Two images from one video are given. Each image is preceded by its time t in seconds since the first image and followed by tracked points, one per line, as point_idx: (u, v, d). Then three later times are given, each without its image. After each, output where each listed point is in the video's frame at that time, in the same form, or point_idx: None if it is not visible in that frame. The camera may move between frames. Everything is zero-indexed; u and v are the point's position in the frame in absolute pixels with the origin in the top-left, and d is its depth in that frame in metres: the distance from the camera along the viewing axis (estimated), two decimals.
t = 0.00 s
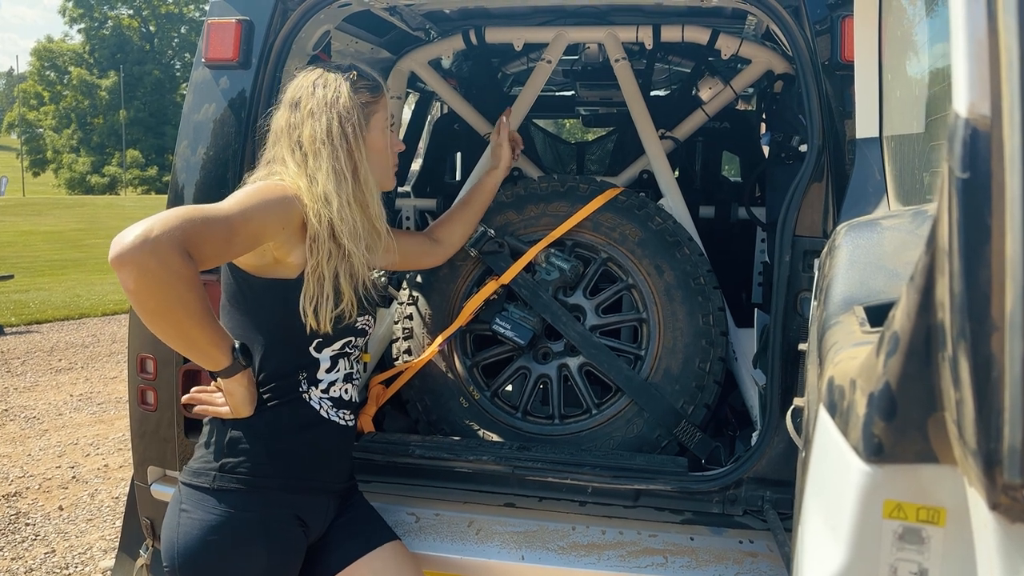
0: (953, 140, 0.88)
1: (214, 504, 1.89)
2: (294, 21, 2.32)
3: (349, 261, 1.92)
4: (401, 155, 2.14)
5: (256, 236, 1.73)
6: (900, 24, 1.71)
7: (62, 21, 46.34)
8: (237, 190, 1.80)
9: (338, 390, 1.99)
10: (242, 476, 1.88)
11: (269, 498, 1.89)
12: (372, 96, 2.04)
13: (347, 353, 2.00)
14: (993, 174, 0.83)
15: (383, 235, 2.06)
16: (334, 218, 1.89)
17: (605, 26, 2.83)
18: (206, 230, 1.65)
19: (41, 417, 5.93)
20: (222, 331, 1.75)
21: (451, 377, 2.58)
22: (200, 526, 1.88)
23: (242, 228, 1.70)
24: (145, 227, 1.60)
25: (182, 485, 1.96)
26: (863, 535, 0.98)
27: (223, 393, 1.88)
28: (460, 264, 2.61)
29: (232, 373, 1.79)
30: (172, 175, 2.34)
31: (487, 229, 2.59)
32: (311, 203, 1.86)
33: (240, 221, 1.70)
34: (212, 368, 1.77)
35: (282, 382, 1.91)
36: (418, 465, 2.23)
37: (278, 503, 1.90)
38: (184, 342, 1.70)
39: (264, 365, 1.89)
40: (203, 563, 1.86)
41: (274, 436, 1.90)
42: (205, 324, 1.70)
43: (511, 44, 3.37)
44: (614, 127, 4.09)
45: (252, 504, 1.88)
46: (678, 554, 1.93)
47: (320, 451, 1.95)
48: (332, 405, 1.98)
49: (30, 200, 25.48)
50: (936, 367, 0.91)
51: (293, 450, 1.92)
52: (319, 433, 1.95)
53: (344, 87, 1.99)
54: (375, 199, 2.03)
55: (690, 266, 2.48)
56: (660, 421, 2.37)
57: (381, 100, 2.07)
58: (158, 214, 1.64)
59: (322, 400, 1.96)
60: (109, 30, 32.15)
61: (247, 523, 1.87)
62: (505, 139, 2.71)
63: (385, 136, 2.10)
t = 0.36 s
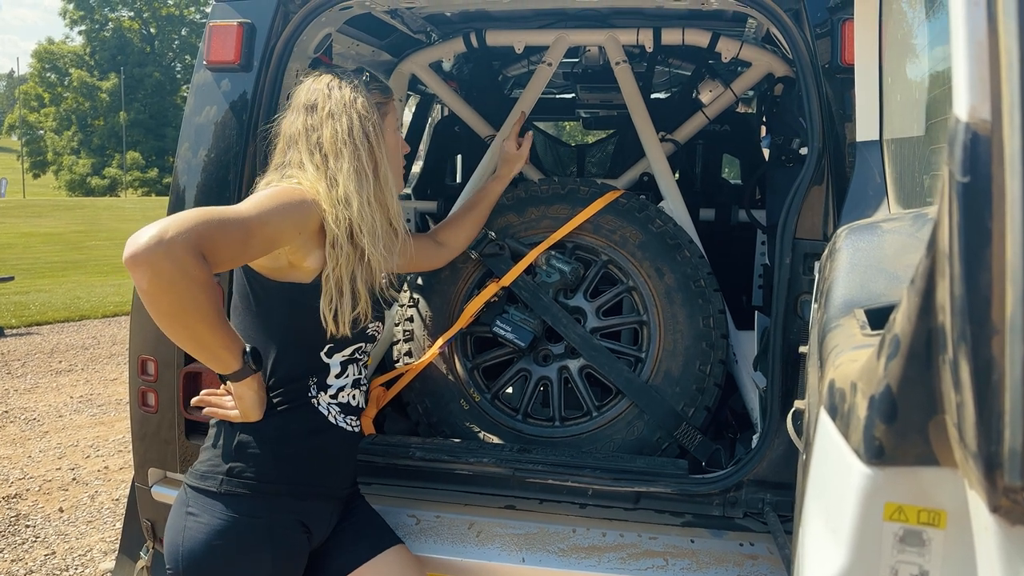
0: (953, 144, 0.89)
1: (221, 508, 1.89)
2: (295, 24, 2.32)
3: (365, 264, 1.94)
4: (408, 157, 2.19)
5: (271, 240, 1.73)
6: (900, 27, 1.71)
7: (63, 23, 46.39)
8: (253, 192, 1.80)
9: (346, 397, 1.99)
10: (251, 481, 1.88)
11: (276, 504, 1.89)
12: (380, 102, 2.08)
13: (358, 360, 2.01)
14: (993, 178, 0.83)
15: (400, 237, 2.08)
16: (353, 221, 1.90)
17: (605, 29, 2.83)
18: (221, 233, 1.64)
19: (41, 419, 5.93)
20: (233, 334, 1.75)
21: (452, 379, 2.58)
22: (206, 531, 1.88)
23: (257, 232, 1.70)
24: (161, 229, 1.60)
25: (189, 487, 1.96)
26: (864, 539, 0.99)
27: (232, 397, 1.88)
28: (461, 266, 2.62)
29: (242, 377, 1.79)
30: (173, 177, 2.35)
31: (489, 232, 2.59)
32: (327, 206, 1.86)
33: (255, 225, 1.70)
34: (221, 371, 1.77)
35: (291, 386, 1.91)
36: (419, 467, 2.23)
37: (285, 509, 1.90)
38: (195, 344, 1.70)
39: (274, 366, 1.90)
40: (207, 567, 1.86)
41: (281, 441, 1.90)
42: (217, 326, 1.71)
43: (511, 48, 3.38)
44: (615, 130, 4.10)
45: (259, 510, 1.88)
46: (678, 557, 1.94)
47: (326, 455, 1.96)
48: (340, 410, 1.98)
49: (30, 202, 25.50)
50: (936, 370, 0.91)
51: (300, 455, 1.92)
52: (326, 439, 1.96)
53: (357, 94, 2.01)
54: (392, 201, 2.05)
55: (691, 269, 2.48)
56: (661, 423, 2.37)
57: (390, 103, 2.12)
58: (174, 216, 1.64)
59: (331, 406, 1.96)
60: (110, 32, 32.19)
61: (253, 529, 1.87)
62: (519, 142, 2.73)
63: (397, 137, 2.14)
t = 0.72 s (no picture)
0: (950, 148, 0.89)
1: (224, 510, 1.89)
2: (296, 26, 2.32)
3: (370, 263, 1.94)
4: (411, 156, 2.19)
5: (275, 242, 1.73)
6: (900, 30, 1.71)
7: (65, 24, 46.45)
8: (259, 195, 1.81)
9: (350, 399, 1.99)
10: (254, 483, 1.89)
11: (279, 506, 1.90)
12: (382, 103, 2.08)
13: (360, 362, 2.01)
14: (990, 181, 0.84)
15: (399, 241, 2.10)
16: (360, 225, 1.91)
17: (606, 31, 2.84)
18: (225, 235, 1.65)
19: (42, 420, 5.94)
20: (235, 337, 1.76)
21: (452, 381, 2.59)
22: (209, 533, 1.88)
23: (261, 235, 1.70)
24: (166, 230, 1.61)
25: (193, 489, 1.96)
26: (862, 540, 0.99)
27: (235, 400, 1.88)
28: (461, 268, 2.62)
29: (244, 380, 1.80)
30: (174, 179, 2.35)
31: (489, 235, 2.59)
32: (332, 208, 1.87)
33: (259, 228, 1.70)
34: (223, 374, 1.77)
35: (292, 388, 1.91)
36: (419, 468, 2.23)
37: (288, 511, 1.90)
38: (197, 346, 1.71)
39: (275, 368, 1.91)
40: (210, 569, 1.86)
41: (285, 443, 1.91)
42: (219, 329, 1.71)
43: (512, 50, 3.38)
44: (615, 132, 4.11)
45: (262, 512, 1.89)
46: (678, 559, 1.95)
47: (327, 456, 1.96)
48: (344, 413, 1.98)
49: (31, 204, 25.52)
50: (934, 372, 0.92)
51: (304, 457, 1.92)
52: (330, 442, 1.96)
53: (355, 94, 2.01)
54: (393, 202, 2.06)
55: (691, 271, 2.48)
56: (661, 425, 2.38)
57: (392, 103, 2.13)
58: (180, 217, 1.65)
59: (334, 408, 1.97)
60: (111, 33, 32.22)
61: (256, 531, 1.88)
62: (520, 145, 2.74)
63: (398, 140, 2.15)
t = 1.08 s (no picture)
0: (950, 150, 0.89)
1: (218, 510, 1.89)
2: (297, 27, 2.31)
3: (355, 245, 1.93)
4: (393, 151, 2.07)
5: (257, 242, 1.73)
6: (900, 32, 1.71)
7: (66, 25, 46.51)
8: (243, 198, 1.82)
9: (346, 399, 1.99)
10: (249, 483, 1.89)
11: (274, 506, 1.90)
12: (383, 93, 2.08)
13: (356, 362, 2.00)
14: (990, 183, 0.84)
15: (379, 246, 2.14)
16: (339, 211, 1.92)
17: (607, 32, 2.84)
18: (203, 236, 1.66)
19: (43, 421, 5.94)
20: (221, 337, 1.76)
21: (453, 382, 2.59)
22: (204, 533, 1.88)
23: (242, 235, 1.70)
24: (142, 232, 1.62)
25: (188, 489, 1.96)
26: (862, 542, 0.99)
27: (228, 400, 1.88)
28: (461, 269, 2.62)
29: (233, 379, 1.79)
30: (175, 180, 2.36)
31: (490, 236, 2.58)
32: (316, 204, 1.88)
33: (240, 228, 1.71)
34: (211, 375, 1.77)
35: (290, 390, 1.91)
36: (419, 470, 2.23)
37: (283, 511, 1.91)
38: (182, 348, 1.71)
39: (271, 371, 1.90)
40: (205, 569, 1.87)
41: (280, 443, 1.91)
42: (203, 330, 1.71)
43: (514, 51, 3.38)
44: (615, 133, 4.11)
45: (257, 513, 1.89)
46: (678, 560, 1.95)
47: (326, 457, 1.96)
48: (340, 413, 1.98)
49: (32, 205, 25.53)
50: (934, 375, 0.92)
51: (301, 457, 1.93)
52: (325, 442, 1.96)
53: (327, 87, 2.03)
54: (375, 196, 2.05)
55: (691, 272, 2.48)
56: (661, 426, 2.38)
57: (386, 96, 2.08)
58: (158, 220, 1.66)
59: (330, 408, 1.97)
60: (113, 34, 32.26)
61: (251, 531, 1.88)
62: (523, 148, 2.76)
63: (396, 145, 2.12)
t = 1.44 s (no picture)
0: (951, 151, 0.88)
1: (211, 510, 1.89)
2: (297, 28, 2.31)
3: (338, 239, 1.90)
4: (368, 151, 2.04)
5: (233, 244, 1.74)
6: (901, 32, 1.71)
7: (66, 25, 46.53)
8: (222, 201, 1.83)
9: (342, 400, 1.99)
10: (243, 483, 1.89)
11: (269, 506, 1.90)
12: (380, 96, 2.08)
13: (351, 362, 1.98)
14: (992, 184, 0.83)
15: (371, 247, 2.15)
16: (324, 208, 1.91)
17: (607, 33, 2.83)
18: (175, 238, 1.67)
19: (43, 421, 5.93)
20: (201, 337, 1.76)
21: (453, 383, 2.58)
22: (197, 533, 1.88)
23: (216, 236, 1.71)
24: (114, 236, 1.62)
25: (182, 489, 1.96)
26: (863, 545, 0.99)
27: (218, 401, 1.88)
28: (461, 270, 2.62)
29: (217, 378, 1.79)
30: (175, 180, 2.35)
31: (490, 236, 2.59)
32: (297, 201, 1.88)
33: (213, 230, 1.71)
34: (194, 375, 1.77)
35: (289, 391, 1.91)
36: (419, 470, 2.23)
37: (278, 512, 1.90)
38: (161, 349, 1.71)
39: (266, 371, 1.91)
40: (199, 570, 1.86)
41: (277, 443, 1.91)
42: (181, 331, 1.71)
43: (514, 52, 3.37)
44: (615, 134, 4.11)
45: (249, 512, 1.89)
46: (678, 561, 1.95)
47: (324, 457, 1.96)
48: (335, 413, 1.98)
49: (33, 205, 25.53)
50: (935, 377, 0.91)
51: (296, 457, 1.92)
52: (320, 442, 1.95)
53: (314, 87, 2.06)
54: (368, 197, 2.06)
55: (692, 273, 2.48)
56: (661, 427, 2.37)
57: (379, 99, 2.08)
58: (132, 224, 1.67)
59: (325, 409, 1.96)
60: (113, 34, 32.27)
61: (245, 531, 1.88)
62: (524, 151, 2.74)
63: (388, 149, 2.12)
